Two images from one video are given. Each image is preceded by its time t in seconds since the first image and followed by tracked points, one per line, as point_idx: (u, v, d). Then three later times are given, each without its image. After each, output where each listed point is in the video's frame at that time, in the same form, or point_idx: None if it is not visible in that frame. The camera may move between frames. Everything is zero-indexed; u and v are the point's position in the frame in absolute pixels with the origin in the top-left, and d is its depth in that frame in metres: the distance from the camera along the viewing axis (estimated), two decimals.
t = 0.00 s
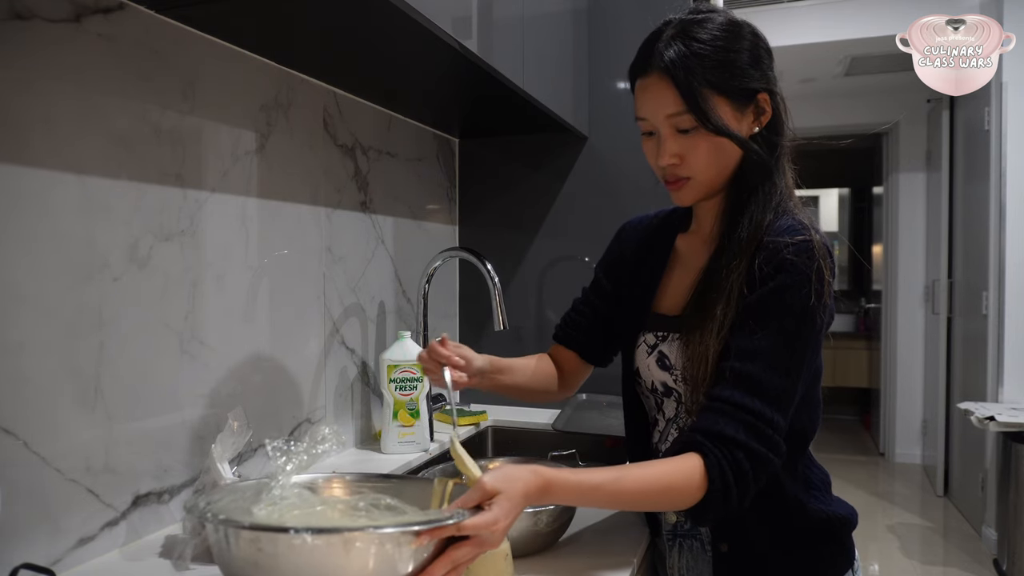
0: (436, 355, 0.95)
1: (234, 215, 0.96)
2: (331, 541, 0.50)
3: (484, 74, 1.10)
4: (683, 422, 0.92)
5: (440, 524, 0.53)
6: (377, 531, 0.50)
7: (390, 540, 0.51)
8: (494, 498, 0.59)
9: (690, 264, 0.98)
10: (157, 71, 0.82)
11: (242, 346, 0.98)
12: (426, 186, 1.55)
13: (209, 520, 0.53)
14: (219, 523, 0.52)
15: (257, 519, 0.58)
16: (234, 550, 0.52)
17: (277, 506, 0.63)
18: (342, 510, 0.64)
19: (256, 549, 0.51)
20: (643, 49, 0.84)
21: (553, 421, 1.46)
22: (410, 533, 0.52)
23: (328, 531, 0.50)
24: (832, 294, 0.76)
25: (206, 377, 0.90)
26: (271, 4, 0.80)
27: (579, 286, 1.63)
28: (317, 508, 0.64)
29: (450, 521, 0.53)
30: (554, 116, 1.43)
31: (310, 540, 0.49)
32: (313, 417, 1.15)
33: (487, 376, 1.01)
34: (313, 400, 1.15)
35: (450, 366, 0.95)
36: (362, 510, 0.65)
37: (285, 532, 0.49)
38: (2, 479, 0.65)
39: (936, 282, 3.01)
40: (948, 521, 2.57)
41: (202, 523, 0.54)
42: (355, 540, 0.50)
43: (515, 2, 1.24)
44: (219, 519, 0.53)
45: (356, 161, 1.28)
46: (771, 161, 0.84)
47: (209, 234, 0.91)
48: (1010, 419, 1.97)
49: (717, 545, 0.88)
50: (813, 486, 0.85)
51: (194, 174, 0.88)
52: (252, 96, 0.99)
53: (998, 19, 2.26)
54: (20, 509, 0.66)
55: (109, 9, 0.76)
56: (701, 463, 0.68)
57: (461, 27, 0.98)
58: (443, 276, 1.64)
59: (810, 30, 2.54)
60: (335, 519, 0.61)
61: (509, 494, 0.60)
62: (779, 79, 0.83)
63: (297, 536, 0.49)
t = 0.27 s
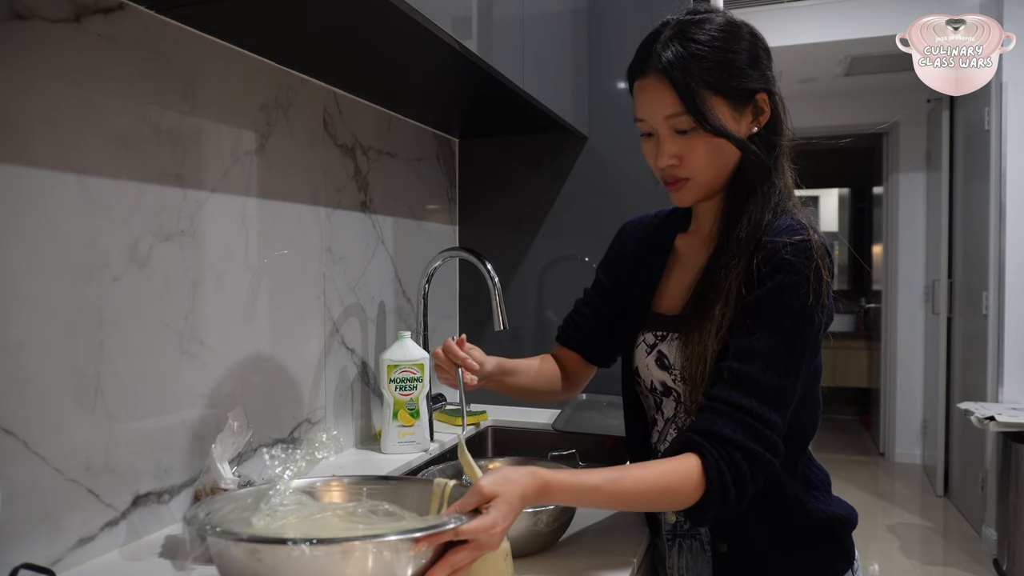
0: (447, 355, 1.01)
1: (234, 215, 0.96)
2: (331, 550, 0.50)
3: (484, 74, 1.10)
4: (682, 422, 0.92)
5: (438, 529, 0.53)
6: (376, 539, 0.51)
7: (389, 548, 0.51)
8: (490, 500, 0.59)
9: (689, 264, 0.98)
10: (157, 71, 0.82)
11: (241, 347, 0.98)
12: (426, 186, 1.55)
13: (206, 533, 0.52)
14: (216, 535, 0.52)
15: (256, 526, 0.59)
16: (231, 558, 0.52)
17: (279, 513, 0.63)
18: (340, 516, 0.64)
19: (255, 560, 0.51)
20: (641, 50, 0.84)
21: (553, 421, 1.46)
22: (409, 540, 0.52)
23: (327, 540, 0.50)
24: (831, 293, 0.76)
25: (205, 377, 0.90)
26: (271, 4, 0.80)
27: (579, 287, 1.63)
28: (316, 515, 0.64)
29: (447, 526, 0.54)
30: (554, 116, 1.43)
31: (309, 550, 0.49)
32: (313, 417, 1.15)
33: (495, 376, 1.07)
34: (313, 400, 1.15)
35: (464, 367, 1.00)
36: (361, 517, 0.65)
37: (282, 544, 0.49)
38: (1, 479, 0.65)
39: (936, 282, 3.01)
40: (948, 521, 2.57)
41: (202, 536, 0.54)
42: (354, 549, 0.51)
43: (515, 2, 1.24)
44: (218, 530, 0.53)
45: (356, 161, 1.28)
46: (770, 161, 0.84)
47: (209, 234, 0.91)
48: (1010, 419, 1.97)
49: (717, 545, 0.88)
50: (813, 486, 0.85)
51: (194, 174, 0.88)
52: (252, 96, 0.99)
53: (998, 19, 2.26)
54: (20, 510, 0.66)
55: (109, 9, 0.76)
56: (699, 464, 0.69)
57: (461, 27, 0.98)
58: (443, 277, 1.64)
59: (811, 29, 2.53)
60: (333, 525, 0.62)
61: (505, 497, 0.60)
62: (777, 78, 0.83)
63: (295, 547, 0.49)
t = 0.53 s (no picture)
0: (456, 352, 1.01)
1: (234, 215, 0.96)
2: (331, 550, 0.50)
3: (484, 74, 1.10)
4: (682, 421, 0.92)
5: (438, 528, 0.53)
6: (376, 539, 0.51)
7: (390, 547, 0.51)
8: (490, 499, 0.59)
9: (690, 264, 0.98)
10: (157, 71, 0.82)
11: (241, 347, 0.98)
12: (426, 185, 1.55)
13: (208, 534, 0.52)
14: (217, 535, 0.52)
15: (256, 526, 0.59)
16: (233, 556, 0.52)
17: (278, 512, 0.63)
18: (340, 515, 0.65)
19: (256, 559, 0.51)
20: (641, 50, 0.84)
21: (553, 421, 1.46)
22: (408, 539, 0.52)
23: (328, 540, 0.50)
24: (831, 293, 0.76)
25: (205, 377, 0.90)
26: (271, 4, 0.79)
27: (579, 287, 1.63)
28: (316, 514, 0.64)
29: (448, 524, 0.54)
30: (554, 116, 1.43)
31: (310, 549, 0.49)
32: (313, 417, 1.15)
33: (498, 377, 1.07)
34: (313, 400, 1.15)
35: (471, 367, 1.01)
36: (361, 515, 0.65)
37: (283, 544, 0.49)
38: (2, 479, 0.65)
39: (936, 282, 3.01)
40: (948, 521, 2.57)
41: (202, 537, 0.54)
42: (354, 548, 0.51)
43: (515, 2, 1.24)
44: (218, 530, 0.53)
45: (356, 161, 1.28)
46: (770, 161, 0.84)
47: (209, 234, 0.91)
48: (1010, 419, 1.97)
49: (717, 544, 0.88)
50: (813, 486, 0.85)
51: (194, 174, 0.88)
52: (252, 96, 0.99)
53: (998, 19, 2.26)
54: (20, 509, 0.66)
55: (109, 9, 0.76)
56: (698, 462, 0.69)
57: (461, 27, 0.98)
58: (443, 276, 1.64)
59: (811, 29, 2.53)
60: (333, 526, 0.62)
61: (505, 495, 0.60)
62: (777, 78, 0.83)
63: (296, 546, 0.49)
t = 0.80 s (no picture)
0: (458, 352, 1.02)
1: (234, 215, 0.96)
2: (332, 552, 0.50)
3: (484, 73, 1.10)
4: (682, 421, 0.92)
5: (439, 529, 0.53)
6: (377, 541, 0.50)
7: (391, 549, 0.51)
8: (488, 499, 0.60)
9: (690, 264, 0.98)
10: (157, 71, 0.82)
11: (241, 347, 0.98)
12: (426, 185, 1.55)
13: (208, 537, 0.52)
14: (217, 538, 0.52)
15: (257, 528, 0.59)
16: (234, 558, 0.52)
17: (278, 513, 0.63)
18: (340, 515, 0.65)
19: (257, 562, 0.51)
20: (641, 50, 0.84)
21: (553, 421, 1.46)
22: (410, 541, 0.52)
23: (329, 543, 0.50)
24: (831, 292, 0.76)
25: (205, 377, 0.90)
26: (271, 4, 0.79)
27: (579, 287, 1.63)
28: (316, 515, 0.64)
29: (449, 525, 0.54)
30: (554, 116, 1.43)
31: (311, 552, 0.49)
32: (313, 417, 1.15)
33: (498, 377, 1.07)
34: (313, 400, 1.15)
35: (471, 364, 1.01)
36: (361, 515, 0.65)
37: (284, 547, 0.49)
38: (1, 480, 0.65)
39: (936, 283, 3.01)
40: (948, 521, 2.57)
41: (203, 539, 0.54)
42: (355, 551, 0.51)
43: (515, 2, 1.24)
44: (219, 533, 0.53)
45: (356, 161, 1.28)
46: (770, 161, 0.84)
47: (209, 234, 0.91)
48: (1010, 419, 1.97)
49: (717, 544, 0.88)
50: (813, 486, 0.85)
51: (194, 174, 0.88)
52: (252, 96, 0.99)
53: (998, 19, 2.26)
54: (21, 509, 0.66)
55: (109, 9, 0.76)
56: (699, 461, 0.69)
57: (461, 27, 0.98)
58: (443, 276, 1.64)
59: (811, 29, 2.53)
60: (334, 527, 0.62)
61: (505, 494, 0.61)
62: (778, 78, 0.83)
63: (297, 550, 0.49)
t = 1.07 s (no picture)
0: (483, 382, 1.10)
1: (234, 215, 0.96)
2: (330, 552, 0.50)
3: (484, 73, 1.10)
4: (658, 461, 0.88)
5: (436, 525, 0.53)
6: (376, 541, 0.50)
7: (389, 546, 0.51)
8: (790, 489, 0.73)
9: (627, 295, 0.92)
10: (157, 71, 0.82)
11: (241, 347, 0.98)
12: (426, 186, 1.55)
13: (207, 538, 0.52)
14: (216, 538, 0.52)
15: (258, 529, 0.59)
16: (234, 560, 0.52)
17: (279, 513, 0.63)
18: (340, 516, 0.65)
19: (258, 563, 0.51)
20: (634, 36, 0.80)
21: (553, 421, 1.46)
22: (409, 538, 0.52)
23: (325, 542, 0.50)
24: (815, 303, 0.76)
25: (204, 377, 0.90)
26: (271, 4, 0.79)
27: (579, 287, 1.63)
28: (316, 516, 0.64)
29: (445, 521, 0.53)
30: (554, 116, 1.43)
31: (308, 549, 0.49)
32: (313, 418, 1.15)
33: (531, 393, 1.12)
34: (313, 400, 1.15)
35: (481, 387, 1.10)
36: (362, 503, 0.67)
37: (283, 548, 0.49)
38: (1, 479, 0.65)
39: (936, 283, 3.01)
40: (948, 521, 2.57)
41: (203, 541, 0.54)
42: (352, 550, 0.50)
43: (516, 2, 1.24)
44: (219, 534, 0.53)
45: (356, 161, 1.28)
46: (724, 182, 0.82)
47: (209, 234, 0.91)
48: (1010, 419, 1.97)
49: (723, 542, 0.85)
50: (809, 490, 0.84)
51: (194, 174, 0.88)
52: (252, 96, 0.99)
53: (998, 19, 2.26)
54: (21, 509, 0.66)
55: (109, 9, 0.75)
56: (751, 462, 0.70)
57: (462, 27, 0.98)
58: (443, 276, 1.64)
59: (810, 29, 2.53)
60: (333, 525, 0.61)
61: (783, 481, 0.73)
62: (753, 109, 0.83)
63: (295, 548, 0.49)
